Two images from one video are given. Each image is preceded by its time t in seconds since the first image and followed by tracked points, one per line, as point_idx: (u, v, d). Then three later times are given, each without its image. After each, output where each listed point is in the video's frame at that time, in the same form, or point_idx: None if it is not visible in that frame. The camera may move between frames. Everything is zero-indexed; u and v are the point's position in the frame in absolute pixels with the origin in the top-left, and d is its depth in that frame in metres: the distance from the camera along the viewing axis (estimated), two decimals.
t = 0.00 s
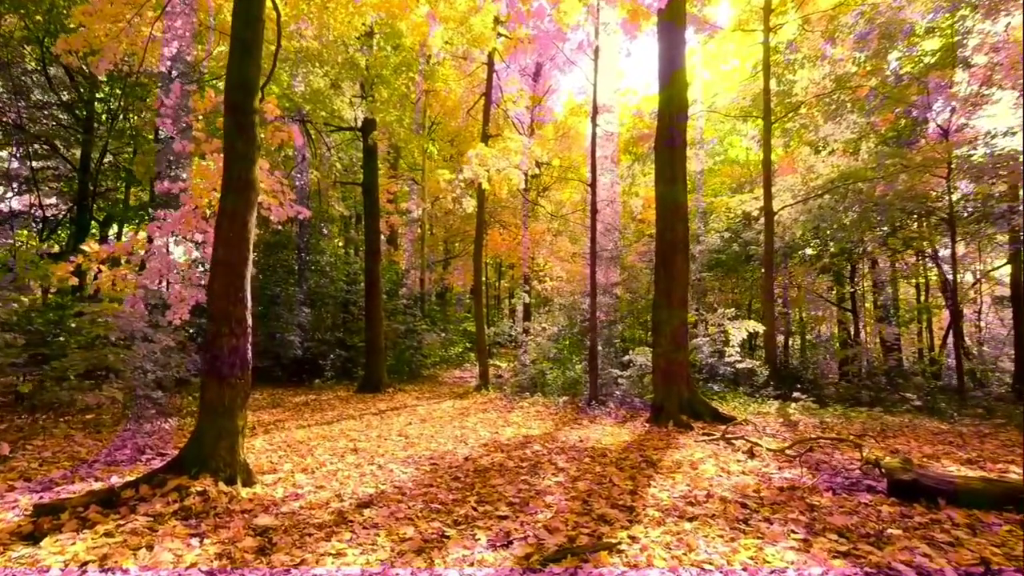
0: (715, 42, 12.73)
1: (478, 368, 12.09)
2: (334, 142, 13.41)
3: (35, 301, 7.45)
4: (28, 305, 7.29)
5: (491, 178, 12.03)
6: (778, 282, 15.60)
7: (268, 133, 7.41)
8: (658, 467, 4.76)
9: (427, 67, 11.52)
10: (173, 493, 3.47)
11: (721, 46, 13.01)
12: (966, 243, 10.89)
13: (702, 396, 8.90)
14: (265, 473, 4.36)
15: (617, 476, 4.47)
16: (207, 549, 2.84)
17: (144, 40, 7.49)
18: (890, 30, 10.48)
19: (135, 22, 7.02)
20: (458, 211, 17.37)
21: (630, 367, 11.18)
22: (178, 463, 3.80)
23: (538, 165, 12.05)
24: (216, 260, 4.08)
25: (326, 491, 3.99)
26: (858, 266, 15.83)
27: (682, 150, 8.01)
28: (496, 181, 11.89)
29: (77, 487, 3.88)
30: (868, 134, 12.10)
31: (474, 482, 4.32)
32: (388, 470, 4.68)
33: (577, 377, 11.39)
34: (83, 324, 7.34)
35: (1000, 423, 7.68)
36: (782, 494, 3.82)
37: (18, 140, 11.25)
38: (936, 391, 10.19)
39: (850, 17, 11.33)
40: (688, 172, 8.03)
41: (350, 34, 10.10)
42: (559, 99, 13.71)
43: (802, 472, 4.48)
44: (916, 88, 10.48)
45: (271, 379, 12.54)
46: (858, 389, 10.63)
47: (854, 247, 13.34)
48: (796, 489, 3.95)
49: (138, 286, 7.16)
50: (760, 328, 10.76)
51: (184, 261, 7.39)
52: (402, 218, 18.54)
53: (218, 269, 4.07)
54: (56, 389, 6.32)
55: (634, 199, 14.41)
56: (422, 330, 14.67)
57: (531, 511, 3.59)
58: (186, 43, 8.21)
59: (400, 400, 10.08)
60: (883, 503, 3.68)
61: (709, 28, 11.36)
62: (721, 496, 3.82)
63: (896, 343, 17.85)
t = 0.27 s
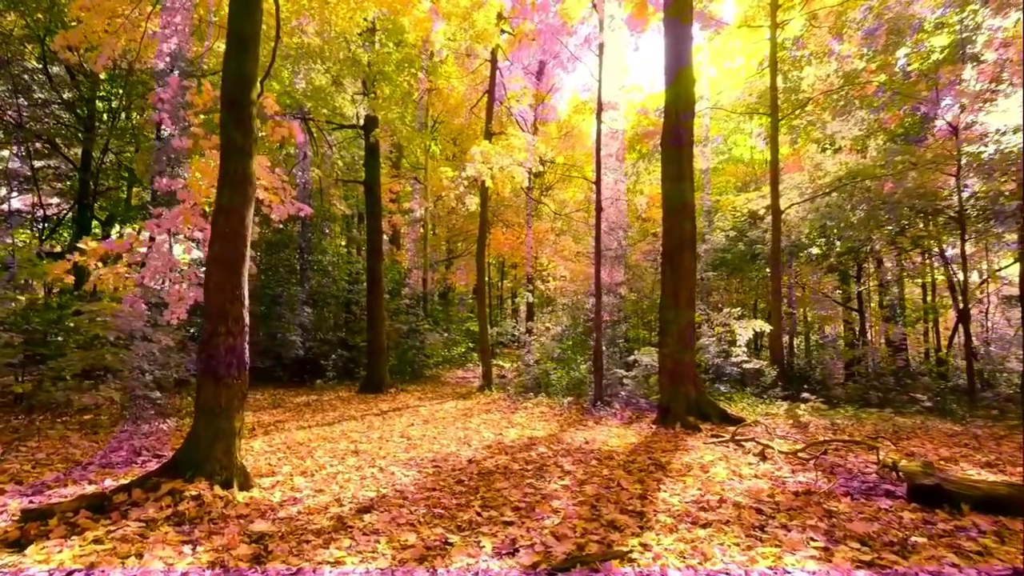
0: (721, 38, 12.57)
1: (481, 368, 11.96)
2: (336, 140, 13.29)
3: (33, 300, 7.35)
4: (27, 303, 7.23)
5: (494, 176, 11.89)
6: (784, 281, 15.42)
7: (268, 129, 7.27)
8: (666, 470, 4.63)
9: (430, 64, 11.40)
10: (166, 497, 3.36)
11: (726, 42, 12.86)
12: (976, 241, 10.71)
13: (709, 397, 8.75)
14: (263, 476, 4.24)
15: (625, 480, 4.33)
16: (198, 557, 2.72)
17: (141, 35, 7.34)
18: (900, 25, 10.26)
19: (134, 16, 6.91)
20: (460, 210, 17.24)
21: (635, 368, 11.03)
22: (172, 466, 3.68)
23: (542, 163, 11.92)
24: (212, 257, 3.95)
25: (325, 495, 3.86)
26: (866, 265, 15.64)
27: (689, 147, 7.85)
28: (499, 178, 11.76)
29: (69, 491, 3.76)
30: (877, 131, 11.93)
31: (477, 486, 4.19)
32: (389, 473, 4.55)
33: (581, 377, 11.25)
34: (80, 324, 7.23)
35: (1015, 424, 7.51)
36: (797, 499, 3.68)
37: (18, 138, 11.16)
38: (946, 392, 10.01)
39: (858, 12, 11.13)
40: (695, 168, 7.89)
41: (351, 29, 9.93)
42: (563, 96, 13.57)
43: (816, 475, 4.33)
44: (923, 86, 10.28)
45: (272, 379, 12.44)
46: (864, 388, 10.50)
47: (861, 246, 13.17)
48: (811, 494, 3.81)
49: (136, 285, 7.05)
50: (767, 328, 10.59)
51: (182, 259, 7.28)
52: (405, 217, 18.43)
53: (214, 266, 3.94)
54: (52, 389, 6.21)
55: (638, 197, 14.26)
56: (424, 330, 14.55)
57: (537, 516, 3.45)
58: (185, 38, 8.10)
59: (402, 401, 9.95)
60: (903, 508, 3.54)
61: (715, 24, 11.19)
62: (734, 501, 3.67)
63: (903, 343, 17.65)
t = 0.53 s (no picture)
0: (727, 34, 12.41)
1: (485, 369, 11.82)
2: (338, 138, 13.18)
3: (30, 300, 7.24)
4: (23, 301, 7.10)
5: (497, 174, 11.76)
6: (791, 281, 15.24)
7: (267, 125, 7.13)
8: (677, 475, 4.47)
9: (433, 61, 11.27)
10: (157, 504, 3.22)
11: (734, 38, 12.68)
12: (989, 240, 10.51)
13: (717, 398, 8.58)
14: (260, 481, 4.10)
15: (635, 485, 4.18)
16: (188, 569, 2.58)
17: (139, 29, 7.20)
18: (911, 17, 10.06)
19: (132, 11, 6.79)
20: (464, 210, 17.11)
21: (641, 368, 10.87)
22: (165, 472, 3.54)
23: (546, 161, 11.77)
24: (207, 254, 3.81)
25: (324, 501, 3.72)
26: (874, 264, 15.43)
27: (697, 144, 7.70)
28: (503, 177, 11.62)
29: (59, 497, 3.63)
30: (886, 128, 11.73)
31: (481, 492, 4.04)
32: (390, 478, 4.40)
33: (586, 378, 11.10)
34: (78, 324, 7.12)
35: None
36: (816, 506, 3.52)
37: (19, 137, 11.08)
38: (959, 393, 9.81)
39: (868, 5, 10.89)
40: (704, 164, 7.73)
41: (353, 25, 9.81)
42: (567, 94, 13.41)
43: (833, 481, 4.16)
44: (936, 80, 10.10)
45: (274, 380, 12.32)
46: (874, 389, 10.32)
47: (870, 245, 12.97)
48: (829, 501, 3.65)
49: (134, 284, 6.93)
50: (776, 328, 10.40)
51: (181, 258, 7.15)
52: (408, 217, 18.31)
53: (209, 264, 3.80)
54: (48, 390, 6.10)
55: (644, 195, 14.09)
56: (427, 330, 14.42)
57: (544, 524, 3.30)
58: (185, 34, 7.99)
59: (405, 402, 9.82)
60: (928, 516, 3.37)
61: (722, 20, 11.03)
62: (749, 508, 3.52)
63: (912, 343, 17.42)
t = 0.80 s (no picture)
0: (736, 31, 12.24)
1: (490, 371, 11.70)
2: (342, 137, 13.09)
3: (30, 301, 7.17)
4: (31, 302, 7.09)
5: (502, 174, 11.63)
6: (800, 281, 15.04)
7: (268, 124, 7.02)
8: (687, 482, 4.33)
9: (437, 58, 11.15)
10: (151, 513, 3.12)
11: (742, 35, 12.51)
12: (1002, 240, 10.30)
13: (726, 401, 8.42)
14: (259, 488, 3.99)
15: (645, 493, 4.03)
16: None
17: (139, 28, 7.10)
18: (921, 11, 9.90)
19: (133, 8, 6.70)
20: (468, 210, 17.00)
21: (648, 370, 10.72)
22: (160, 480, 3.43)
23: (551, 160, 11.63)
24: (203, 255, 3.68)
25: (324, 509, 3.60)
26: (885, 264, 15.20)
27: (705, 142, 7.55)
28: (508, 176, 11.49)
29: (51, 506, 3.53)
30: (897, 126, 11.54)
31: (486, 500, 3.91)
32: (393, 485, 4.28)
33: (592, 380, 10.96)
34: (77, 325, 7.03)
35: None
36: (834, 517, 3.37)
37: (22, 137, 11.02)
38: (974, 395, 9.61)
39: None
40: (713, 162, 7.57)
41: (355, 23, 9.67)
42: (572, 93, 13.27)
43: (850, 489, 4.01)
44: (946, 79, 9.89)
45: (276, 381, 12.24)
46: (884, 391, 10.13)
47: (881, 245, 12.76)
48: (848, 511, 3.51)
49: (134, 285, 6.83)
50: (785, 329, 10.23)
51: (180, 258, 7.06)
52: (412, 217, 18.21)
53: (205, 266, 3.67)
54: (46, 393, 6.00)
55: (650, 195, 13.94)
56: (431, 331, 14.31)
57: (552, 536, 3.17)
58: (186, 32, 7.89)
59: (409, 405, 9.70)
60: (956, 529, 3.22)
61: (729, 18, 10.87)
62: (765, 520, 3.37)
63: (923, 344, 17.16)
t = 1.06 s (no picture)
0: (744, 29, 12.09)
1: (495, 372, 11.60)
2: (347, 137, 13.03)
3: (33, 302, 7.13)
4: (38, 303, 7.06)
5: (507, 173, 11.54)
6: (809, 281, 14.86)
7: (271, 123, 6.94)
8: (699, 488, 4.21)
9: (442, 57, 11.06)
10: (149, 520, 3.04)
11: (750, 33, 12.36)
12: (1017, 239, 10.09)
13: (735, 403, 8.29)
14: (261, 493, 3.91)
15: (655, 499, 3.92)
16: None
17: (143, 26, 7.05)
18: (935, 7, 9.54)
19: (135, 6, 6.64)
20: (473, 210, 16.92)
21: (655, 372, 10.59)
22: (158, 484, 3.35)
23: (557, 160, 11.52)
24: (203, 255, 3.59)
25: (325, 516, 3.50)
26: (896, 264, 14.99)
27: (714, 140, 7.42)
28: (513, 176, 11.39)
29: (48, 511, 3.45)
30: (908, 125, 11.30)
31: (492, 506, 3.80)
32: (396, 490, 4.18)
33: (598, 381, 10.84)
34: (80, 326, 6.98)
35: None
36: (854, 526, 3.25)
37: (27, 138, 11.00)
38: (989, 398, 9.42)
39: None
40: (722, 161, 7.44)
41: (360, 21, 9.58)
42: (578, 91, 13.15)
43: (868, 496, 3.88)
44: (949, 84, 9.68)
45: (281, 382, 12.18)
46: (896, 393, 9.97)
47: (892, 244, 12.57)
48: (867, 519, 3.38)
49: (137, 286, 6.77)
50: (795, 330, 10.06)
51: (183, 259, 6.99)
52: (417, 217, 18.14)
53: (205, 265, 3.58)
54: (47, 395, 5.95)
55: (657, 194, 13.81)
56: (436, 332, 14.22)
57: (560, 545, 3.06)
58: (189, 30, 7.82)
59: (414, 406, 9.61)
60: (981, 539, 3.08)
61: (737, 15, 10.68)
62: (780, 528, 3.25)
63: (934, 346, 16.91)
